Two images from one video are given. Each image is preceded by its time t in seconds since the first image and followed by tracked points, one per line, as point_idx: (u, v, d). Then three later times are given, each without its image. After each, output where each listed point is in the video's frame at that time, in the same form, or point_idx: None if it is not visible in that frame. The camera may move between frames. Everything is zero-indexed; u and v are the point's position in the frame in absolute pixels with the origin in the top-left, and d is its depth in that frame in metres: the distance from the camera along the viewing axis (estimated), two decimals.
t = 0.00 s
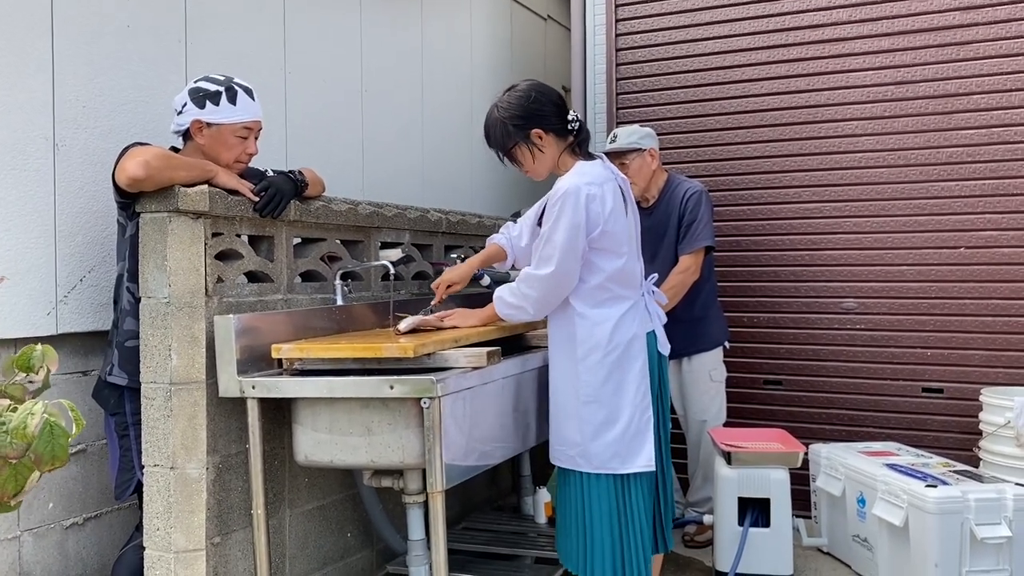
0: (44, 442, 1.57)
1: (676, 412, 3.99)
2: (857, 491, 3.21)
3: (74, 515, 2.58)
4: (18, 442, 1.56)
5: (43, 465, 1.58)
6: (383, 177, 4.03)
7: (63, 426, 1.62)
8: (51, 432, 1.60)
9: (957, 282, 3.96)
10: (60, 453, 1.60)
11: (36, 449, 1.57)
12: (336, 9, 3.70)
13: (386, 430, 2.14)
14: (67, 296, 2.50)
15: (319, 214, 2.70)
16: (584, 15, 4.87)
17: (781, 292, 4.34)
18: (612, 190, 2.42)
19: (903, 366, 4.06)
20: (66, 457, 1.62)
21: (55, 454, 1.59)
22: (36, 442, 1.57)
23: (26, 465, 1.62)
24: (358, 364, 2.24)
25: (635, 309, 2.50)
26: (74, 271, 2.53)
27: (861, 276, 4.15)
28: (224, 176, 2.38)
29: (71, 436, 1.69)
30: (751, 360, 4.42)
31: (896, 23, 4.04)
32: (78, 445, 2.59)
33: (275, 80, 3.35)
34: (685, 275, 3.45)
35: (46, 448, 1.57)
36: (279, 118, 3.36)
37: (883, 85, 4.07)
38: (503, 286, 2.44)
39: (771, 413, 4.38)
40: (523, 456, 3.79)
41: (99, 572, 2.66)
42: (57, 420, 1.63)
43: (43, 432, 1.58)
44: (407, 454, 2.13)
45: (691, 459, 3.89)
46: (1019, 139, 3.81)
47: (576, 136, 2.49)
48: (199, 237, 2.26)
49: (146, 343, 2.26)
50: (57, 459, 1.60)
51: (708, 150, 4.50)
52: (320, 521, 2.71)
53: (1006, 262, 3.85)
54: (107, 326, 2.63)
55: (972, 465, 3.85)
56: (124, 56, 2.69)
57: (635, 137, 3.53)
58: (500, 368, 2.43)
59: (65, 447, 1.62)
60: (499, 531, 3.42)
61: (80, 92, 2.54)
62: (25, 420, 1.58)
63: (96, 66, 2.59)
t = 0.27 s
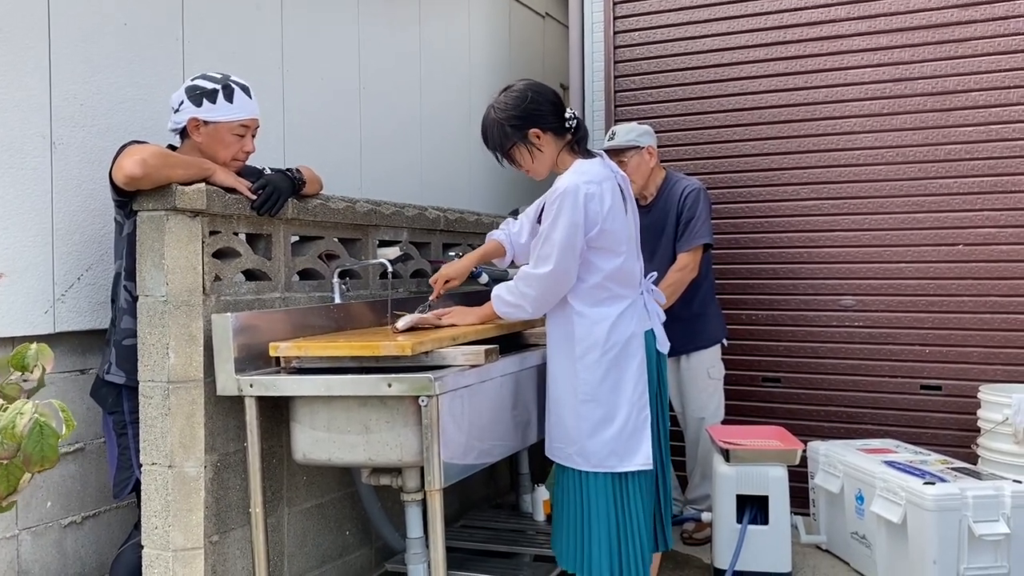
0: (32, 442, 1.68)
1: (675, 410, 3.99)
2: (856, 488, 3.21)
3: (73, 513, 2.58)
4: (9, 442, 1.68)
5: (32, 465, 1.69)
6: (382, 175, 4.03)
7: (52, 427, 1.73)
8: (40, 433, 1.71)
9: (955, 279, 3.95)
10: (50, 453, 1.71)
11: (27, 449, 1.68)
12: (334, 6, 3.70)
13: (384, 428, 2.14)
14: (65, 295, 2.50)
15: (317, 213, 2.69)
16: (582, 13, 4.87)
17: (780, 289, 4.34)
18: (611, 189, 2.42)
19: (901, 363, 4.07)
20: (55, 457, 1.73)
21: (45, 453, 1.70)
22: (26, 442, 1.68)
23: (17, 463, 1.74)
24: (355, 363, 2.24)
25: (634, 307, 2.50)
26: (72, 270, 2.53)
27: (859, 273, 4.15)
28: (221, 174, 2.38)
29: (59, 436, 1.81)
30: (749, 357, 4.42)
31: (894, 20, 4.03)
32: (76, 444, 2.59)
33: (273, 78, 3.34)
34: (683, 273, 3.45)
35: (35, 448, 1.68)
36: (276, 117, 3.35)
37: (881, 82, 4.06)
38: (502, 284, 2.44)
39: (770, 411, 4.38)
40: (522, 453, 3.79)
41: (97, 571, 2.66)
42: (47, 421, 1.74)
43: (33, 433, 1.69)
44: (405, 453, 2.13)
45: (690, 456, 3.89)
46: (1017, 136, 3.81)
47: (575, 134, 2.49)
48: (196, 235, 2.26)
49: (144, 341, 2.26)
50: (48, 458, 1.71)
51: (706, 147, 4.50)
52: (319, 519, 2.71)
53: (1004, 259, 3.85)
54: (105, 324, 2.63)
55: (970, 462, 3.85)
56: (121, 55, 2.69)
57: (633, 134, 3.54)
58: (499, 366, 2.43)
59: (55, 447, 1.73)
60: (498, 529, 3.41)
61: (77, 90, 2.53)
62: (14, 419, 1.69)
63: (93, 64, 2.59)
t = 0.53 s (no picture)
0: (33, 440, 1.68)
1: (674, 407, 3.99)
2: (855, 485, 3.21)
3: (71, 510, 2.58)
4: (9, 439, 1.67)
5: (33, 461, 1.69)
6: (380, 172, 4.02)
7: (52, 423, 1.73)
8: (41, 429, 1.70)
9: (955, 275, 3.95)
10: (51, 449, 1.71)
11: (27, 446, 1.68)
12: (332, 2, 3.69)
13: (383, 424, 2.14)
14: (63, 292, 2.49)
15: (315, 209, 2.69)
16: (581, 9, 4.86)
17: (779, 286, 4.33)
18: (611, 185, 2.41)
19: (900, 360, 4.06)
20: (56, 452, 1.73)
21: (46, 449, 1.69)
22: (26, 439, 1.68)
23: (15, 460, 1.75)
24: (354, 359, 2.23)
25: (633, 304, 2.49)
26: (70, 266, 2.52)
27: (857, 270, 4.15)
28: (219, 170, 2.37)
29: (59, 432, 1.80)
30: (748, 354, 4.42)
31: (894, 17, 4.03)
32: (74, 441, 2.59)
33: (271, 75, 3.34)
34: (682, 269, 3.45)
35: (36, 445, 1.68)
36: (274, 113, 3.34)
37: (881, 79, 4.06)
38: (501, 280, 2.43)
39: (769, 407, 4.38)
40: (521, 450, 3.79)
41: (95, 568, 2.66)
42: (47, 417, 1.73)
43: (33, 429, 1.69)
44: (404, 449, 2.13)
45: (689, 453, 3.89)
46: (1016, 132, 3.80)
47: (574, 130, 2.48)
48: (194, 232, 2.25)
49: (142, 338, 2.25)
50: (47, 455, 1.71)
51: (705, 144, 4.49)
52: (317, 516, 2.70)
53: (1003, 255, 3.85)
54: (103, 321, 2.62)
55: (969, 459, 3.85)
56: (118, 50, 2.68)
57: (632, 131, 3.54)
58: (497, 363, 2.42)
59: (55, 443, 1.72)
60: (497, 525, 3.41)
61: (74, 86, 2.52)
62: (14, 416, 1.68)
63: (90, 61, 2.58)
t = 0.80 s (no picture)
0: (30, 437, 1.68)
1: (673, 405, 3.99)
2: (854, 482, 3.21)
3: (69, 508, 2.58)
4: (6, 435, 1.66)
5: (30, 459, 1.69)
6: (379, 169, 4.01)
7: (49, 419, 1.73)
8: (38, 426, 1.70)
9: (954, 273, 3.95)
10: (48, 447, 1.71)
11: (24, 443, 1.68)
12: None
13: (382, 421, 2.14)
14: (61, 289, 2.49)
15: (314, 206, 2.68)
16: (580, 6, 4.85)
17: (778, 284, 4.33)
18: (610, 182, 2.41)
19: (900, 357, 4.06)
20: (53, 450, 1.72)
21: (43, 446, 1.69)
22: (23, 436, 1.68)
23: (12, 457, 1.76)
24: (353, 356, 2.23)
25: (633, 301, 2.49)
26: (68, 263, 2.52)
27: (856, 267, 4.15)
28: (217, 167, 2.37)
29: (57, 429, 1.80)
30: (747, 352, 4.42)
31: (893, 14, 4.02)
32: (72, 438, 2.58)
33: (270, 72, 3.33)
34: (682, 267, 3.44)
35: (32, 442, 1.68)
36: (273, 110, 3.34)
37: (880, 76, 4.05)
38: (500, 278, 2.43)
39: (768, 405, 4.38)
40: (520, 448, 3.79)
41: (94, 565, 2.66)
42: (45, 413, 1.73)
43: (29, 426, 1.69)
44: (403, 446, 2.13)
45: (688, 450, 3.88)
46: (1016, 129, 3.80)
47: (573, 126, 2.48)
48: (193, 228, 2.25)
49: (140, 334, 2.25)
50: (44, 452, 1.71)
51: (705, 141, 4.49)
52: (316, 513, 2.70)
53: (1003, 253, 3.84)
54: (101, 318, 2.62)
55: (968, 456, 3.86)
56: (116, 47, 2.67)
57: (631, 128, 3.54)
58: (496, 360, 2.42)
59: (53, 440, 1.72)
60: (496, 523, 3.41)
61: (72, 83, 2.52)
62: (11, 413, 1.67)
63: (88, 57, 2.57)
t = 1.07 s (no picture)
0: (24, 436, 1.68)
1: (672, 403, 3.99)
2: (853, 481, 3.21)
3: (68, 506, 2.58)
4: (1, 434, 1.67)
5: (25, 458, 1.69)
6: (378, 168, 4.01)
7: (43, 417, 1.73)
8: (32, 424, 1.71)
9: (953, 271, 3.95)
10: (42, 445, 1.71)
11: (18, 442, 1.68)
12: None
13: (380, 420, 2.14)
14: (60, 287, 2.49)
15: (313, 205, 2.68)
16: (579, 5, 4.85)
17: (777, 282, 4.33)
18: (609, 180, 2.40)
19: (899, 356, 4.06)
20: (48, 449, 1.73)
21: (36, 446, 1.69)
22: (17, 434, 1.68)
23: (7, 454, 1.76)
24: (352, 355, 2.23)
25: (631, 299, 2.49)
26: (67, 261, 2.51)
27: (856, 266, 4.15)
28: (216, 166, 2.36)
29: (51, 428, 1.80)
30: (746, 350, 4.42)
31: (892, 12, 4.02)
32: (71, 437, 2.58)
33: (268, 70, 3.33)
34: (681, 265, 3.44)
35: (26, 441, 1.68)
36: (272, 109, 3.33)
37: (879, 74, 4.05)
38: (499, 276, 2.43)
39: (767, 403, 4.38)
40: (519, 446, 3.79)
41: (93, 564, 2.66)
42: (39, 412, 1.74)
43: (24, 424, 1.69)
44: (401, 444, 2.13)
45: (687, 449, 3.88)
46: (1015, 128, 3.80)
47: (572, 125, 2.47)
48: (191, 227, 2.24)
49: (139, 333, 2.25)
50: (38, 451, 1.71)
51: (704, 139, 4.49)
52: (315, 511, 2.70)
53: (1002, 251, 3.84)
54: (100, 316, 2.62)
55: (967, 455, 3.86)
56: (115, 45, 2.67)
57: (630, 127, 3.53)
58: (495, 358, 2.42)
59: (47, 439, 1.73)
60: (496, 521, 3.41)
61: (71, 81, 2.51)
62: (4, 410, 1.68)
63: (87, 55, 2.57)
